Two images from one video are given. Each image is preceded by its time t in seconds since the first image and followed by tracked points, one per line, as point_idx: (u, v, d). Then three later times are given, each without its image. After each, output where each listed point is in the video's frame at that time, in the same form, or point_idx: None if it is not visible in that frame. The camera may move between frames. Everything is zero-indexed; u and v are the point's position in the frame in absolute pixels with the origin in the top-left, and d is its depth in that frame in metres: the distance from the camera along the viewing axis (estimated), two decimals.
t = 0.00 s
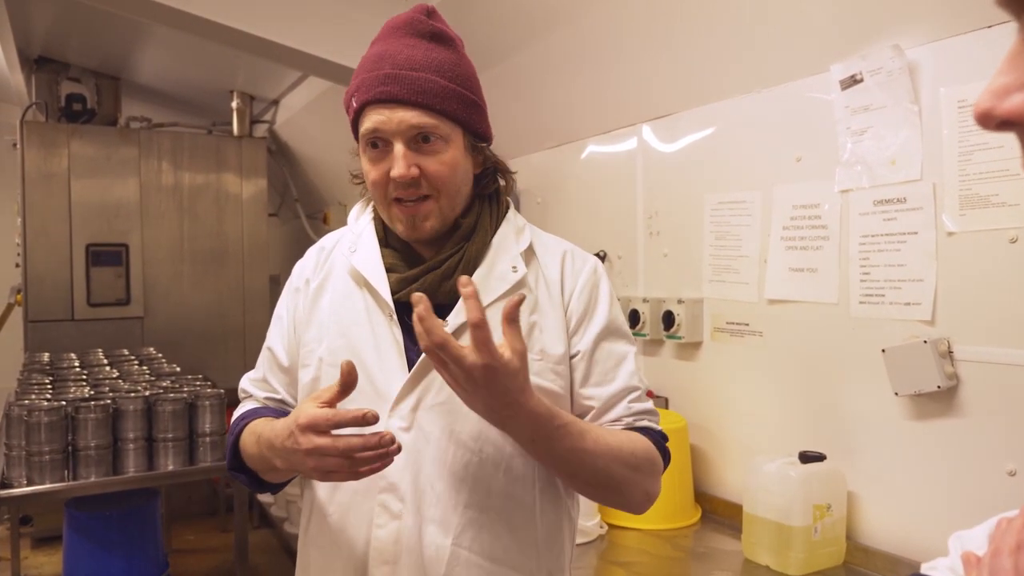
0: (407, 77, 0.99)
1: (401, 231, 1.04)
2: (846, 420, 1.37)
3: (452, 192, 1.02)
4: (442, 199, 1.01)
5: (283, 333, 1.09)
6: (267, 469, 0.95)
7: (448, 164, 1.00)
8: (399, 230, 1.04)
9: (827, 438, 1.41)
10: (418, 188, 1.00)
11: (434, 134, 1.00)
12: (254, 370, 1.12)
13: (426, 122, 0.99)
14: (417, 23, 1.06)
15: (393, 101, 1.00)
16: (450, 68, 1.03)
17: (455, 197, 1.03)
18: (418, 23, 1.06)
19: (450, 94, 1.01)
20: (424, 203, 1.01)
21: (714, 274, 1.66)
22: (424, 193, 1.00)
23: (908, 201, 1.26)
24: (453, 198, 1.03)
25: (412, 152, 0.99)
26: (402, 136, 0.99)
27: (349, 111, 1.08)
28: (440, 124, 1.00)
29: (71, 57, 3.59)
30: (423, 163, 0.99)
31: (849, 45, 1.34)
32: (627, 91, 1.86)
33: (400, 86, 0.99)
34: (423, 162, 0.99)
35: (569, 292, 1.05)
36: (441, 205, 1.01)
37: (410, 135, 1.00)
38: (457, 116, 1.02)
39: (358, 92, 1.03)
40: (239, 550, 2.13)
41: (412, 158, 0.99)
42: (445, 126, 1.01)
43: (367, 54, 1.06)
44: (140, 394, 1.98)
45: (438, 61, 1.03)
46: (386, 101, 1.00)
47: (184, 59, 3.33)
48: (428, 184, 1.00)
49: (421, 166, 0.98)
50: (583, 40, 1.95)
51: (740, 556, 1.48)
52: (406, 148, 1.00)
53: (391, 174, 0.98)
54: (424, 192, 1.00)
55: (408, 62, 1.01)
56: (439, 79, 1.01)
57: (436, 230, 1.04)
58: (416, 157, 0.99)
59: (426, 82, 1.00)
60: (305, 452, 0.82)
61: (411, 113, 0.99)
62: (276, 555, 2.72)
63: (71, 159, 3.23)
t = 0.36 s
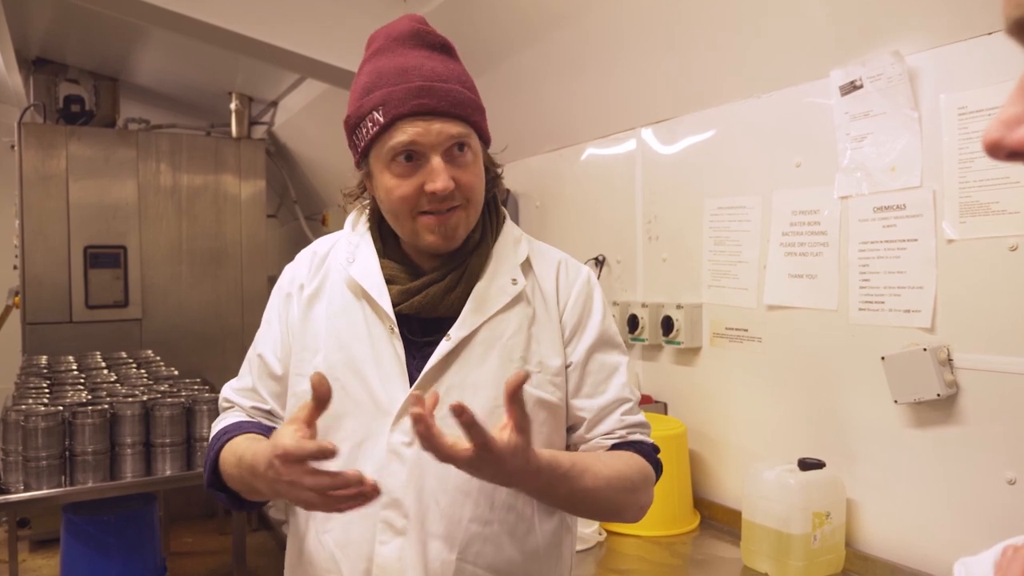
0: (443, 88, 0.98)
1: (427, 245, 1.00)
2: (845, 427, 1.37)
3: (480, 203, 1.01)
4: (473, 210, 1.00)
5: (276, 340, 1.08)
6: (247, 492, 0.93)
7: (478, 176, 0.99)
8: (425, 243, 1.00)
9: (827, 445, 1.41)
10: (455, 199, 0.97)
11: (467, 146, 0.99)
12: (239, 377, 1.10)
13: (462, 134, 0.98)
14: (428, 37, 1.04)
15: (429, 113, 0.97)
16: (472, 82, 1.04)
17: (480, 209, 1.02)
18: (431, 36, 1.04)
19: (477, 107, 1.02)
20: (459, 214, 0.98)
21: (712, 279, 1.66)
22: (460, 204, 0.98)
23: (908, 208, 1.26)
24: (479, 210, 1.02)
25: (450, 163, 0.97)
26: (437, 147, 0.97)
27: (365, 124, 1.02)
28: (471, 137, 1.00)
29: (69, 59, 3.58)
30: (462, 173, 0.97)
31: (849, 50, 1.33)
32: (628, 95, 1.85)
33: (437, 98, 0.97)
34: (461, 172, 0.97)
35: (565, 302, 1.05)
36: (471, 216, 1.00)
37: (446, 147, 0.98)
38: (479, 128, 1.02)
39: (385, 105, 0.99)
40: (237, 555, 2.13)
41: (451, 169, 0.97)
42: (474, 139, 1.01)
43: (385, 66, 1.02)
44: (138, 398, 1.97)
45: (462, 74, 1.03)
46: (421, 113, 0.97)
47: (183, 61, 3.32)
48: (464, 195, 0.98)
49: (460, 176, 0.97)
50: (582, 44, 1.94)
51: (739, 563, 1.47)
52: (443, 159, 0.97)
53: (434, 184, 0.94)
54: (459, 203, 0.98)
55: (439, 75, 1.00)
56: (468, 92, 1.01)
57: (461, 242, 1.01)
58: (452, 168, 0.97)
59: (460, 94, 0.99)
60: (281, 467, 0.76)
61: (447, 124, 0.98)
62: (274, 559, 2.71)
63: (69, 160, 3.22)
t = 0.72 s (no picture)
0: (467, 91, 0.98)
1: (426, 246, 0.98)
2: (843, 429, 1.37)
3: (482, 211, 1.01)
4: (476, 217, 1.00)
5: (252, 346, 1.01)
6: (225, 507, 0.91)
7: (486, 185, 1.00)
8: (425, 244, 0.98)
9: (825, 446, 1.41)
10: (465, 204, 0.97)
11: (479, 152, 1.00)
12: (211, 383, 1.04)
13: (478, 139, 0.99)
14: (445, 36, 1.04)
15: (452, 113, 0.97)
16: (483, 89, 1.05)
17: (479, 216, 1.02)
18: (449, 36, 1.04)
19: (488, 114, 1.03)
20: (465, 220, 0.98)
21: (710, 280, 1.66)
22: (467, 209, 0.98)
23: (905, 210, 1.26)
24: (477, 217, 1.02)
25: (466, 167, 0.97)
26: (457, 150, 0.96)
27: (380, 116, 0.99)
28: (484, 143, 1.01)
29: (68, 59, 3.58)
30: (474, 179, 0.98)
31: (848, 52, 1.34)
32: (627, 96, 1.85)
33: (461, 98, 0.97)
34: (473, 179, 0.97)
35: (560, 305, 1.08)
36: (474, 224, 1.00)
37: (463, 149, 0.97)
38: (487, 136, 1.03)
39: (407, 99, 0.96)
40: (235, 557, 2.13)
41: (466, 174, 0.97)
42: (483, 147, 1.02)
43: (407, 58, 1.00)
44: (136, 400, 1.97)
45: (478, 79, 1.03)
46: (444, 112, 0.96)
47: (182, 62, 3.32)
48: (472, 200, 0.98)
49: (474, 182, 0.97)
50: (581, 46, 1.94)
51: (737, 564, 1.47)
52: (460, 162, 0.97)
53: (453, 185, 0.94)
54: (467, 208, 0.98)
55: (461, 76, 0.99)
56: (483, 98, 1.02)
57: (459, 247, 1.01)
58: (467, 172, 0.97)
59: (479, 99, 1.00)
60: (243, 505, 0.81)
61: (467, 127, 0.98)
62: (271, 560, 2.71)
63: (67, 161, 3.22)
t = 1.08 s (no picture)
0: (435, 98, 0.96)
1: (399, 253, 0.98)
2: (841, 429, 1.37)
3: (458, 217, 0.99)
4: (450, 224, 0.98)
5: (246, 355, 0.99)
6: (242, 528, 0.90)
7: (461, 193, 0.98)
8: (398, 251, 0.98)
9: (824, 447, 1.40)
10: (432, 213, 0.96)
11: (451, 160, 0.97)
12: (206, 392, 1.03)
13: (449, 146, 0.97)
14: (428, 37, 1.02)
15: (417, 121, 0.95)
16: (465, 91, 1.02)
17: (458, 223, 1.00)
18: (430, 37, 1.02)
19: (468, 118, 1.00)
20: (435, 229, 0.97)
21: (709, 280, 1.66)
22: (437, 219, 0.96)
23: (905, 210, 1.26)
24: (456, 223, 1.00)
25: (432, 176, 0.96)
26: (423, 159, 0.95)
27: (353, 123, 0.99)
28: (458, 148, 0.98)
29: (66, 59, 3.57)
30: (441, 188, 0.96)
31: (847, 52, 1.33)
32: (626, 96, 1.85)
33: (427, 106, 0.95)
34: (441, 187, 0.96)
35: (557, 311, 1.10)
36: (449, 233, 0.99)
37: (431, 158, 0.96)
38: (468, 142, 1.01)
39: (372, 106, 0.96)
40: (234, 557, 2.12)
41: (433, 183, 0.95)
42: (460, 152, 0.99)
43: (380, 62, 0.99)
44: (134, 400, 1.97)
45: (458, 82, 1.01)
46: (409, 120, 0.95)
47: (180, 61, 3.31)
48: (441, 209, 0.96)
49: (440, 191, 0.95)
50: (580, 46, 1.94)
51: (736, 564, 1.48)
52: (425, 171, 0.95)
53: (413, 197, 0.93)
54: (436, 217, 0.96)
55: (432, 81, 0.97)
56: (460, 102, 0.99)
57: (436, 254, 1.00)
58: (435, 183, 0.96)
59: (452, 105, 0.97)
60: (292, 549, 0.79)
61: (434, 135, 0.95)
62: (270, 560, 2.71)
63: (65, 160, 3.21)
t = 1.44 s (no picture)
0: (380, 89, 0.97)
1: (369, 247, 0.99)
2: (841, 429, 1.37)
3: (421, 207, 0.97)
4: (410, 214, 0.97)
5: (258, 350, 1.02)
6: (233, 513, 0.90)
7: (417, 180, 0.96)
8: (368, 245, 0.99)
9: (823, 447, 1.41)
10: (384, 201, 0.95)
11: (404, 149, 0.97)
12: (222, 385, 1.06)
13: (396, 135, 0.96)
14: (400, 36, 1.04)
15: (364, 112, 0.97)
16: (429, 83, 1.01)
17: (425, 213, 0.98)
18: (401, 36, 1.04)
19: (424, 108, 0.99)
20: (392, 218, 0.96)
21: (709, 280, 1.65)
22: (391, 207, 0.96)
23: (905, 211, 1.26)
24: (423, 214, 0.98)
25: (380, 165, 0.96)
26: (370, 146, 0.96)
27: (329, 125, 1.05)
28: (411, 137, 0.97)
29: (65, 59, 3.57)
30: (391, 175, 0.95)
31: (845, 52, 1.34)
32: (625, 96, 1.85)
33: (371, 96, 0.96)
34: (390, 175, 0.95)
35: (554, 309, 1.04)
36: (410, 222, 0.97)
37: (380, 148, 0.96)
38: (431, 131, 0.99)
39: (331, 105, 1.00)
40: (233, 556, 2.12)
41: (379, 170, 0.95)
42: (418, 142, 0.98)
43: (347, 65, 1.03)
44: (133, 400, 1.96)
45: (419, 74, 1.01)
46: (358, 112, 0.98)
47: (180, 61, 3.31)
48: (394, 197, 0.95)
49: (386, 178, 0.95)
50: (579, 45, 1.94)
51: (734, 565, 1.48)
52: (374, 160, 0.96)
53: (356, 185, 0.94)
54: (390, 206, 0.96)
55: (384, 74, 0.99)
56: (415, 93, 0.99)
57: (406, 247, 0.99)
58: (383, 169, 0.96)
59: (399, 94, 0.97)
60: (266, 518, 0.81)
61: (380, 125, 0.96)
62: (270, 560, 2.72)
63: (65, 161, 3.20)
